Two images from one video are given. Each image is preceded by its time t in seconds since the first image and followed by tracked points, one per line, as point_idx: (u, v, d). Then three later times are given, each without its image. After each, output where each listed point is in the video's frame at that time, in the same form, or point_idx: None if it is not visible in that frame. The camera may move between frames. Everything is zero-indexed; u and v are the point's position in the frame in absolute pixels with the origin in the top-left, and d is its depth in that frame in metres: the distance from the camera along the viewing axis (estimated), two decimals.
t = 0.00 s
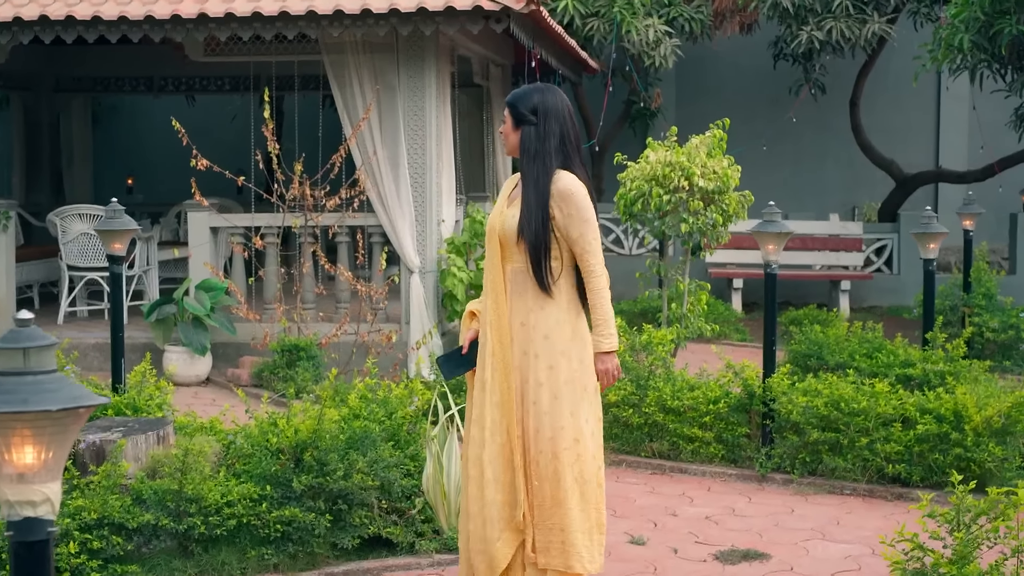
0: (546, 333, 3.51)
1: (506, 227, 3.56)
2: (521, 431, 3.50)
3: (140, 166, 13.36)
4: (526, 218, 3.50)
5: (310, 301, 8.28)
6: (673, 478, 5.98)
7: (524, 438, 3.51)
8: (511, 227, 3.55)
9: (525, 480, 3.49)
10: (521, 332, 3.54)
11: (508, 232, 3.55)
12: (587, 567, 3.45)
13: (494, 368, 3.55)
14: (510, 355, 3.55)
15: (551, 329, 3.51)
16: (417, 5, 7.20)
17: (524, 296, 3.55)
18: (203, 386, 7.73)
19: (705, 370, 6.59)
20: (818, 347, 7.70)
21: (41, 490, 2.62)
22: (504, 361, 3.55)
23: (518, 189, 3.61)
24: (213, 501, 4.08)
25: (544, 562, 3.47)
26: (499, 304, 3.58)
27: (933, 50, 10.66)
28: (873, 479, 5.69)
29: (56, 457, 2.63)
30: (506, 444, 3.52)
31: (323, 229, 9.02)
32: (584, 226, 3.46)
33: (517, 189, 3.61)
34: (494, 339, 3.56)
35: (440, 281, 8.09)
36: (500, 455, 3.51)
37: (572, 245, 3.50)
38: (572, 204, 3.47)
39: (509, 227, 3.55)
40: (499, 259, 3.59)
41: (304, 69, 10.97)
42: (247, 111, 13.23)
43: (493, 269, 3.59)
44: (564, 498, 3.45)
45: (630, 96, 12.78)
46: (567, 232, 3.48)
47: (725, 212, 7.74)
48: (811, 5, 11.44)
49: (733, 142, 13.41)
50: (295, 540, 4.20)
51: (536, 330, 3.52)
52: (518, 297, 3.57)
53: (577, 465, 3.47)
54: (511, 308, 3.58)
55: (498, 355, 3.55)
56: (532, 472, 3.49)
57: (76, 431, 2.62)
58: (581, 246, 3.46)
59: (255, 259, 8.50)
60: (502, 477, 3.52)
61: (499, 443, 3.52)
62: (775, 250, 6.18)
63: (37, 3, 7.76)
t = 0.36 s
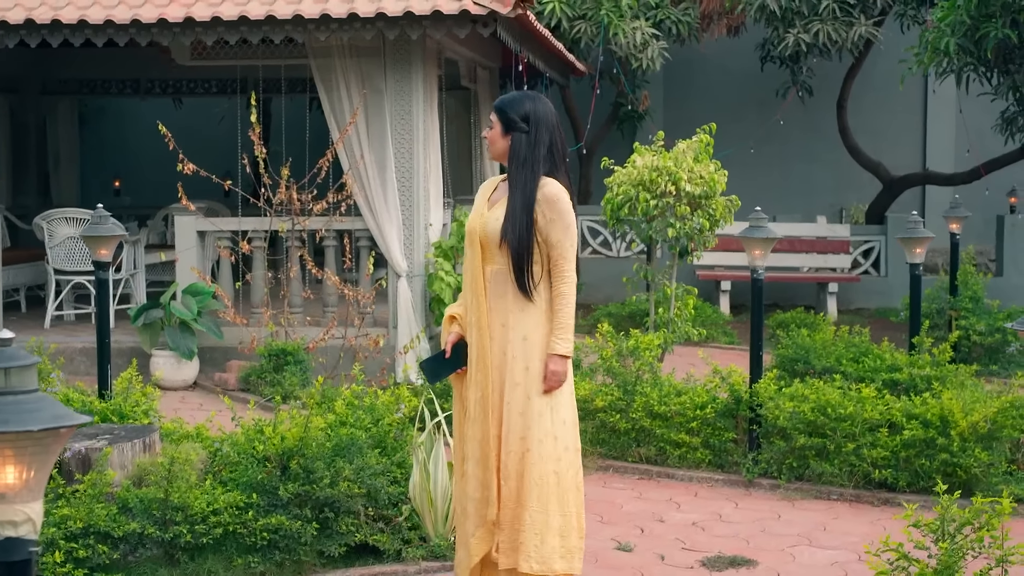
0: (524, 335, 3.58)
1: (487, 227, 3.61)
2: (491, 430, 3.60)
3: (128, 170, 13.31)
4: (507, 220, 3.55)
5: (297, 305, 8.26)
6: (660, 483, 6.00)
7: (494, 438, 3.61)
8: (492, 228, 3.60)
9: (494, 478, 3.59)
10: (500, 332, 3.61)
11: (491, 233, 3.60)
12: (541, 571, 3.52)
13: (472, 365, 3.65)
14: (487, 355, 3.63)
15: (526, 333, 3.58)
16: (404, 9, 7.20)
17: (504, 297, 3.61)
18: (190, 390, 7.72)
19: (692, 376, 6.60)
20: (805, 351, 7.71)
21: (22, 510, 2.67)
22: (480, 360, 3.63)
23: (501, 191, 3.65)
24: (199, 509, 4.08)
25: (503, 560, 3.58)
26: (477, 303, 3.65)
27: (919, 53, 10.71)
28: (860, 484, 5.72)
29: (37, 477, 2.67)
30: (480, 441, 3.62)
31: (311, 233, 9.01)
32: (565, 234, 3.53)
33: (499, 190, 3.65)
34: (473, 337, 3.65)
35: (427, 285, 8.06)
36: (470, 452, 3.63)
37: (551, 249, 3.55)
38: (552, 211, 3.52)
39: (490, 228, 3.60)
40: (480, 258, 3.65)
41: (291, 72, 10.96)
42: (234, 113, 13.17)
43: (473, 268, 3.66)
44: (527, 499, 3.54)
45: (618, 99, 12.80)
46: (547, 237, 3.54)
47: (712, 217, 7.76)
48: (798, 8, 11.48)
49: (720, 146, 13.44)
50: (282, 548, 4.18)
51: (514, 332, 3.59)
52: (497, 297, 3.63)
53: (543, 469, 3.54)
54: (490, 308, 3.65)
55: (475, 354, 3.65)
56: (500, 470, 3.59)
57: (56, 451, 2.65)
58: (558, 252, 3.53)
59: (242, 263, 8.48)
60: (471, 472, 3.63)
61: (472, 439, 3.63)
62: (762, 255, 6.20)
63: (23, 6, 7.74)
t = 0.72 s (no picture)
0: (515, 344, 3.68)
1: (482, 238, 3.70)
2: (482, 436, 3.70)
3: (119, 172, 13.29)
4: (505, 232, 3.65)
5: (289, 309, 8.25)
6: (652, 488, 6.01)
7: (482, 444, 3.71)
8: (487, 238, 3.69)
9: (484, 484, 3.69)
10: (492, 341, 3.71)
11: (486, 243, 3.69)
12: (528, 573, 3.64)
13: (463, 373, 3.74)
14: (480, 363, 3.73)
15: (518, 342, 3.68)
16: (396, 13, 7.20)
17: (497, 305, 3.71)
18: (181, 394, 7.71)
19: (684, 380, 6.61)
20: (796, 355, 7.72)
21: (10, 526, 2.66)
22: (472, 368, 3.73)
23: (492, 201, 3.75)
24: (190, 516, 4.07)
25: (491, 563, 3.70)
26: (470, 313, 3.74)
27: (910, 56, 10.75)
28: (851, 488, 5.73)
29: (24, 492, 2.64)
30: (466, 448, 3.73)
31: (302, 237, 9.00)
32: (559, 242, 3.65)
33: (491, 201, 3.75)
34: (465, 346, 3.74)
35: (419, 288, 8.06)
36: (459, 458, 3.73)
37: (546, 258, 3.67)
38: (550, 222, 3.64)
39: (485, 239, 3.69)
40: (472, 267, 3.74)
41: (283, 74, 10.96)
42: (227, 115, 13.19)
43: (466, 278, 3.74)
44: (515, 504, 3.65)
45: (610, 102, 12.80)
46: (543, 246, 3.65)
47: (703, 221, 7.77)
48: (790, 10, 11.50)
49: (712, 149, 13.47)
50: (273, 555, 4.21)
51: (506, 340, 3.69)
52: (490, 306, 3.73)
53: (533, 474, 3.64)
54: (483, 318, 3.74)
55: (466, 362, 3.74)
56: (488, 477, 3.68)
57: (43, 467, 2.61)
58: (552, 261, 3.64)
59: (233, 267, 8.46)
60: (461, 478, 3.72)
61: (460, 446, 3.74)
62: (753, 260, 6.21)
63: (14, 10, 7.73)
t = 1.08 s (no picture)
0: (526, 346, 3.81)
1: (495, 245, 3.80)
2: (495, 441, 3.75)
3: (109, 173, 13.23)
4: (523, 238, 3.80)
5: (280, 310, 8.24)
6: (643, 489, 6.01)
7: (494, 447, 3.75)
8: (501, 245, 3.80)
9: (498, 487, 3.73)
10: (502, 343, 3.81)
11: (500, 246, 3.80)
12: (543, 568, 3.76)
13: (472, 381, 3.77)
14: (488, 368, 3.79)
15: (529, 345, 3.82)
16: (387, 14, 7.20)
17: (506, 308, 3.83)
18: (172, 395, 7.70)
19: (675, 381, 6.62)
20: (787, 356, 7.74)
21: None
22: (482, 374, 3.78)
23: (492, 209, 3.85)
24: (181, 519, 4.07)
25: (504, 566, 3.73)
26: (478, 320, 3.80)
27: (902, 57, 10.78)
28: (842, 489, 5.74)
29: (13, 499, 2.62)
30: (477, 451, 3.75)
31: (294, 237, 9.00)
32: (563, 246, 3.91)
33: (490, 209, 3.85)
34: (473, 353, 3.79)
35: (411, 289, 8.05)
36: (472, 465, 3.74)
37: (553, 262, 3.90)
38: (559, 228, 3.87)
39: (499, 245, 3.80)
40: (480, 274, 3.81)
41: (274, 75, 10.95)
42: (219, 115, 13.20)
43: (475, 286, 3.80)
44: (531, 504, 3.75)
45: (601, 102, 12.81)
46: (551, 248, 3.88)
47: (694, 222, 7.78)
48: (782, 10, 11.52)
49: (703, 150, 13.49)
50: (264, 557, 4.19)
51: (518, 342, 3.81)
52: (499, 309, 3.83)
53: (546, 472, 3.78)
54: (490, 325, 3.82)
55: (474, 367, 3.79)
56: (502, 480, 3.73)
57: (33, 474, 2.60)
58: (560, 263, 3.88)
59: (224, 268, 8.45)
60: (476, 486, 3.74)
61: (471, 449, 3.76)
62: (744, 261, 6.22)
63: (4, 11, 7.71)
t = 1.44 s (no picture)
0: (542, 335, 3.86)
1: (519, 235, 3.78)
2: (527, 430, 3.75)
3: (92, 167, 13.19)
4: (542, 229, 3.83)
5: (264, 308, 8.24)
6: (627, 486, 6.04)
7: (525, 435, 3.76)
8: (525, 236, 3.79)
9: (533, 474, 3.75)
10: (524, 333, 3.82)
11: (525, 236, 3.80)
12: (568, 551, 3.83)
13: (501, 372, 3.75)
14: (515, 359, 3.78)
15: (545, 335, 3.87)
16: (371, 11, 7.19)
17: (525, 298, 3.84)
18: (156, 393, 7.67)
19: (659, 378, 6.64)
20: (771, 352, 7.77)
21: None
22: (512, 366, 3.77)
23: (506, 201, 3.84)
24: (164, 517, 4.06)
25: (541, 554, 3.74)
26: (504, 312, 3.77)
27: (885, 54, 10.83)
28: (825, 485, 5.78)
29: None
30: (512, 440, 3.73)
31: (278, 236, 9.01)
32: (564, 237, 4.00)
33: (504, 201, 3.83)
34: (501, 345, 3.76)
35: (395, 287, 8.06)
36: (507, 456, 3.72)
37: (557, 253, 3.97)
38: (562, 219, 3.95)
39: (523, 236, 3.79)
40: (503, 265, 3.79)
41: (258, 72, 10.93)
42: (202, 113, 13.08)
43: (499, 277, 3.77)
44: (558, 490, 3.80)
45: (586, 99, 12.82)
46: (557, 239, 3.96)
47: (678, 220, 7.80)
48: (765, 8, 11.56)
49: (688, 148, 13.53)
50: (247, 555, 4.19)
51: (537, 331, 3.84)
52: (520, 298, 3.83)
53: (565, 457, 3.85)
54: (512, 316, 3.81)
55: (503, 357, 3.76)
56: (534, 468, 3.75)
57: (14, 474, 2.60)
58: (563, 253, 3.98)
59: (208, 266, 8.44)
60: (512, 477, 3.72)
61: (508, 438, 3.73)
62: (728, 259, 6.24)
63: None
